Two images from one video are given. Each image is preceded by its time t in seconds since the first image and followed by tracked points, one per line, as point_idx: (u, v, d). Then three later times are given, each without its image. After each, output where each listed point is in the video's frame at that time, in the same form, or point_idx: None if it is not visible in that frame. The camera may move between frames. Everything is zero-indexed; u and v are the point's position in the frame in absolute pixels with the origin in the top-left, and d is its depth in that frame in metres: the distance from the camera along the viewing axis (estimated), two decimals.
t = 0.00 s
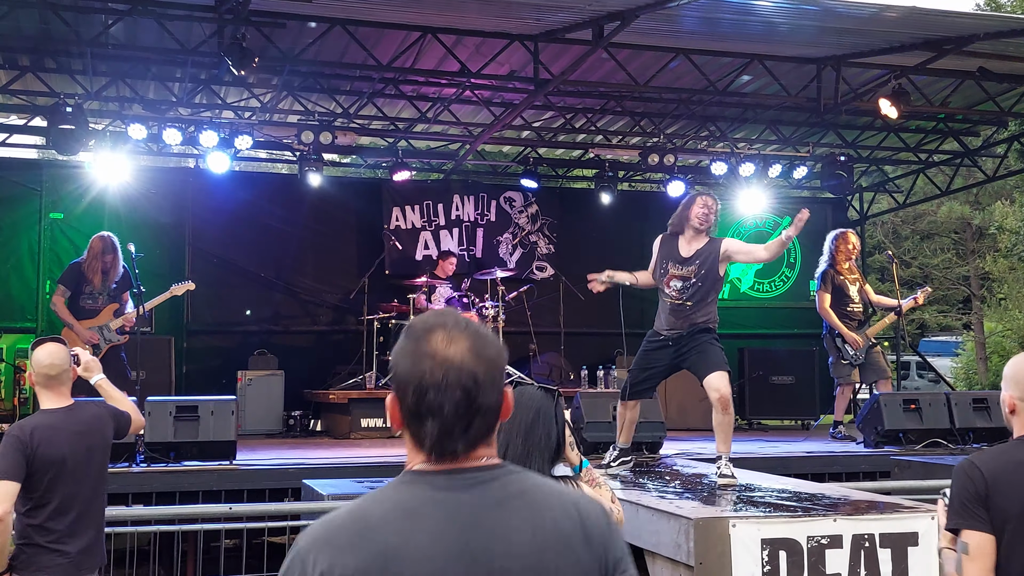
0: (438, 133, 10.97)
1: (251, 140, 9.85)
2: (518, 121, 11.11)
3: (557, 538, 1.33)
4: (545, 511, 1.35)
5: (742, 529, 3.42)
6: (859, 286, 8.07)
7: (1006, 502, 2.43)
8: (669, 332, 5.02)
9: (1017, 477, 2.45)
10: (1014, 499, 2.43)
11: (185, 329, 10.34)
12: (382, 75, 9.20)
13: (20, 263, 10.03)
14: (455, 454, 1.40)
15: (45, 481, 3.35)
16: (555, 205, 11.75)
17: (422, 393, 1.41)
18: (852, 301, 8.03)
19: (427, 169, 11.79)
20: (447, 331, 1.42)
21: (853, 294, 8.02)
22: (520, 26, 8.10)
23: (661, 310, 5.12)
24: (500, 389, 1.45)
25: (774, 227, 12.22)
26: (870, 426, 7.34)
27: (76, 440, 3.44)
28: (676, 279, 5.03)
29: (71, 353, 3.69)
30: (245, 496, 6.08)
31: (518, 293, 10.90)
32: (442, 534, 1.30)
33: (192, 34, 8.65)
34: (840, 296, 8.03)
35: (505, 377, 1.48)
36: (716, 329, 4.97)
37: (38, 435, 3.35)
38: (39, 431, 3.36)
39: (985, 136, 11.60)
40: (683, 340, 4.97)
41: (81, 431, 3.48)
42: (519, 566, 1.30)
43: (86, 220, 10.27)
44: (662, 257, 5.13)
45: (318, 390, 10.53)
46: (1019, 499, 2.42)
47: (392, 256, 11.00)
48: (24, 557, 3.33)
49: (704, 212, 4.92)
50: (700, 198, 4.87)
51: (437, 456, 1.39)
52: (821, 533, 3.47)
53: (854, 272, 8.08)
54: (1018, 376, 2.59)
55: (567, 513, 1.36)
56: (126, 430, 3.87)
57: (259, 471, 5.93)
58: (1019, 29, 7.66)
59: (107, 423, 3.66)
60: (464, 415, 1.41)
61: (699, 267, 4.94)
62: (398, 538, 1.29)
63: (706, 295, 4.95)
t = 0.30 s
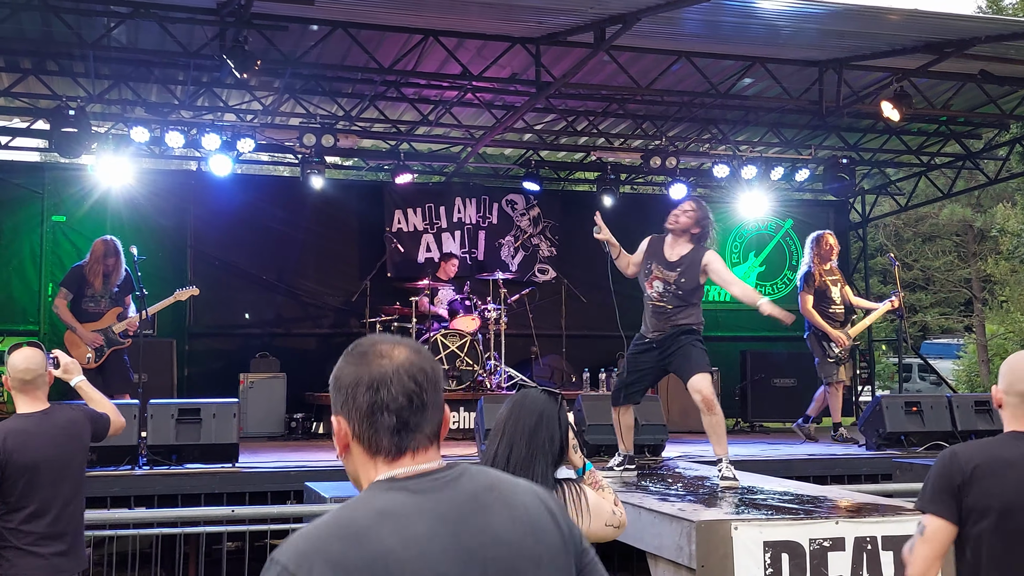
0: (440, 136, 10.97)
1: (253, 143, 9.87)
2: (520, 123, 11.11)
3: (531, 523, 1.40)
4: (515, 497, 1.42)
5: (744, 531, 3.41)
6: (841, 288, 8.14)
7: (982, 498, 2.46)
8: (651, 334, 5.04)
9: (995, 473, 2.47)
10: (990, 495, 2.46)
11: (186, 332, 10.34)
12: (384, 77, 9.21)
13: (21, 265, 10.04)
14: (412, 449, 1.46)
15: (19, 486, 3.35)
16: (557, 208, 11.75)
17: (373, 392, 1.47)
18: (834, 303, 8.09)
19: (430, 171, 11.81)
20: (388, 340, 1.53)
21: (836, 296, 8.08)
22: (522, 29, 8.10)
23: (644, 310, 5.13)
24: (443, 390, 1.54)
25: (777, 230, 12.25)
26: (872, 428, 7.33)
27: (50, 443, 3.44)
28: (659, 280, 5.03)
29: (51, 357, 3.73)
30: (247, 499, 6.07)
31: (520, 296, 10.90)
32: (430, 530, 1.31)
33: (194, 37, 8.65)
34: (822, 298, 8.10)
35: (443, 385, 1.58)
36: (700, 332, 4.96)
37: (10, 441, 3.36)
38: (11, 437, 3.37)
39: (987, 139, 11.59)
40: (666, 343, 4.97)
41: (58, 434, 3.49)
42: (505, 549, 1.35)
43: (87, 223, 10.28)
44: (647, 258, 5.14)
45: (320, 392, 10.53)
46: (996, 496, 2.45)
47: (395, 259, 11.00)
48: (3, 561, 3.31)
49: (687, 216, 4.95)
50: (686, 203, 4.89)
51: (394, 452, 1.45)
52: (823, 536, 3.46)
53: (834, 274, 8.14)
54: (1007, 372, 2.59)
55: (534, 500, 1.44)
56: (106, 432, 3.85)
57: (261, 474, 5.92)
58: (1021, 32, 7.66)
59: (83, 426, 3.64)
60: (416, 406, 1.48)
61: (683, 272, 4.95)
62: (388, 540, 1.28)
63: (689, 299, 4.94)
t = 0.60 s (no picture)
0: (442, 138, 10.97)
1: (255, 146, 9.92)
2: (522, 126, 11.11)
3: (524, 531, 1.35)
4: (514, 502, 1.37)
5: (746, 533, 3.41)
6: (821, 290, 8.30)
7: (994, 500, 2.37)
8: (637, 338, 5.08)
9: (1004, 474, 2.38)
10: (1003, 494, 2.37)
11: (188, 334, 10.33)
12: (385, 80, 9.22)
13: (22, 267, 10.03)
14: (428, 446, 1.43)
15: None
16: (559, 210, 11.75)
17: (407, 379, 1.45)
18: (810, 303, 8.26)
19: (432, 174, 11.82)
20: (446, 326, 1.47)
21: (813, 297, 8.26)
22: (524, 31, 8.11)
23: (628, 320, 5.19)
24: (486, 391, 1.47)
25: (778, 232, 12.29)
26: (874, 430, 7.32)
27: (22, 445, 3.38)
28: (635, 287, 5.10)
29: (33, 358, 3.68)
30: (249, 502, 6.06)
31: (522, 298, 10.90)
32: (412, 525, 1.33)
33: (195, 39, 8.65)
34: (801, 296, 8.28)
35: (496, 382, 1.50)
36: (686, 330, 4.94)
37: None
38: None
39: (989, 141, 11.58)
40: (653, 343, 4.97)
41: (35, 433, 3.44)
42: (485, 557, 1.33)
43: (89, 225, 10.28)
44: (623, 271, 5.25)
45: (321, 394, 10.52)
46: (1009, 495, 2.36)
47: (396, 261, 11.00)
48: None
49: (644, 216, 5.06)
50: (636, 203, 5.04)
51: (411, 443, 1.43)
52: (825, 538, 3.46)
53: (817, 274, 8.30)
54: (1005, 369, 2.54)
55: (537, 509, 1.37)
56: (89, 434, 3.82)
57: (263, 477, 5.91)
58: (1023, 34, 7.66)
59: (65, 427, 3.60)
60: (445, 406, 1.43)
61: (652, 271, 5.03)
62: (368, 529, 1.33)
63: (665, 296, 5.00)
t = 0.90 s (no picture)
0: (443, 140, 10.96)
1: (255, 148, 10.04)
2: (523, 128, 11.11)
3: (532, 552, 1.31)
4: (525, 522, 1.33)
5: (748, 536, 3.40)
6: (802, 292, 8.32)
7: (988, 496, 2.35)
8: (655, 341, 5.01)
9: (1002, 470, 2.35)
10: (997, 491, 2.34)
11: (189, 337, 10.33)
12: (386, 81, 9.23)
13: (23, 270, 10.03)
14: (435, 442, 1.43)
15: None
16: (560, 212, 11.75)
17: (419, 378, 1.48)
18: (790, 304, 8.31)
19: (433, 176, 11.83)
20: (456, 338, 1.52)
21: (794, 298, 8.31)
22: (525, 33, 8.11)
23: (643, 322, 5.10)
24: (495, 399, 1.46)
25: (778, 234, 12.28)
26: (875, 432, 7.31)
27: (5, 446, 3.30)
28: (649, 289, 5.01)
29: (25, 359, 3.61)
30: (250, 504, 6.06)
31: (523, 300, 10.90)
32: (418, 542, 1.30)
33: (196, 42, 8.64)
34: (782, 294, 8.32)
35: (510, 395, 1.51)
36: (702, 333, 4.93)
37: None
38: None
39: (989, 143, 11.57)
40: (671, 345, 4.93)
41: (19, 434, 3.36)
42: None
43: (89, 228, 10.27)
44: (634, 272, 5.14)
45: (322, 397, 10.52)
46: (1004, 492, 2.34)
47: (398, 263, 11.00)
48: None
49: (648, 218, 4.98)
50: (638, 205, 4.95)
51: (422, 441, 1.45)
52: (828, 540, 3.46)
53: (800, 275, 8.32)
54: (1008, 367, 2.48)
55: (546, 527, 1.34)
56: (80, 435, 3.70)
57: (265, 479, 5.91)
58: None
59: (54, 426, 3.49)
60: (450, 401, 1.45)
61: (666, 270, 4.93)
62: (375, 547, 1.29)
63: (680, 295, 4.92)
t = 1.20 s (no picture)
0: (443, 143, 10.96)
1: (255, 151, 9.84)
2: (522, 131, 11.11)
3: (560, 557, 1.26)
4: (556, 522, 1.28)
5: (748, 540, 3.39)
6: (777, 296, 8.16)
7: (983, 501, 2.45)
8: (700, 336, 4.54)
9: (1000, 477, 2.45)
10: (993, 498, 2.44)
11: (188, 341, 10.33)
12: (386, 85, 9.23)
13: (23, 274, 10.03)
14: (478, 456, 1.40)
15: None
16: (560, 215, 11.74)
17: (457, 390, 1.43)
18: (764, 309, 8.17)
19: (433, 178, 11.83)
20: (491, 339, 1.43)
21: (768, 303, 8.15)
22: (525, 36, 8.10)
23: (682, 313, 4.63)
24: (538, 402, 1.40)
25: (778, 237, 12.26)
26: (875, 436, 7.32)
27: None
28: (694, 277, 4.57)
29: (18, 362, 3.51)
30: (250, 508, 6.05)
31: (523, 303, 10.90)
32: (446, 535, 1.29)
33: (196, 46, 8.62)
34: (753, 302, 8.22)
35: (552, 391, 1.43)
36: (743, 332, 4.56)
37: None
38: None
39: (989, 146, 11.58)
40: (716, 340, 4.49)
41: None
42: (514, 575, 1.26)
43: (89, 231, 10.27)
44: (672, 259, 4.69)
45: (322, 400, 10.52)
46: (1000, 499, 2.43)
47: (398, 266, 11.00)
48: None
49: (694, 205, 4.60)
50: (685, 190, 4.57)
51: (467, 454, 1.41)
52: (828, 544, 3.45)
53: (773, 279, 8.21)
54: (1016, 378, 2.57)
55: (574, 523, 1.29)
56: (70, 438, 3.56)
57: (264, 483, 5.90)
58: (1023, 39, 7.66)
59: (36, 434, 3.34)
60: (490, 418, 1.39)
61: (715, 257, 4.51)
62: (405, 539, 1.31)
63: (729, 285, 4.51)
